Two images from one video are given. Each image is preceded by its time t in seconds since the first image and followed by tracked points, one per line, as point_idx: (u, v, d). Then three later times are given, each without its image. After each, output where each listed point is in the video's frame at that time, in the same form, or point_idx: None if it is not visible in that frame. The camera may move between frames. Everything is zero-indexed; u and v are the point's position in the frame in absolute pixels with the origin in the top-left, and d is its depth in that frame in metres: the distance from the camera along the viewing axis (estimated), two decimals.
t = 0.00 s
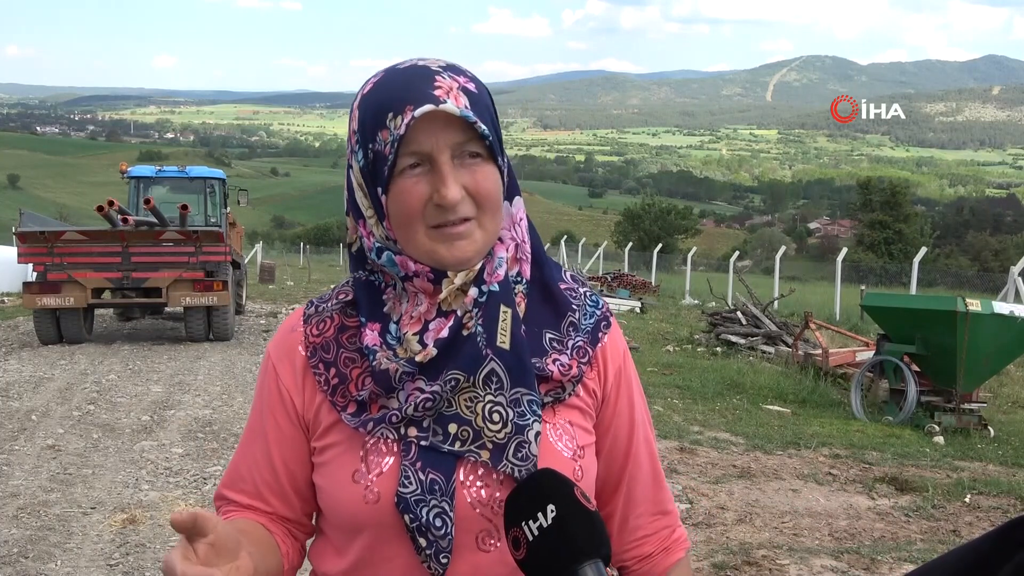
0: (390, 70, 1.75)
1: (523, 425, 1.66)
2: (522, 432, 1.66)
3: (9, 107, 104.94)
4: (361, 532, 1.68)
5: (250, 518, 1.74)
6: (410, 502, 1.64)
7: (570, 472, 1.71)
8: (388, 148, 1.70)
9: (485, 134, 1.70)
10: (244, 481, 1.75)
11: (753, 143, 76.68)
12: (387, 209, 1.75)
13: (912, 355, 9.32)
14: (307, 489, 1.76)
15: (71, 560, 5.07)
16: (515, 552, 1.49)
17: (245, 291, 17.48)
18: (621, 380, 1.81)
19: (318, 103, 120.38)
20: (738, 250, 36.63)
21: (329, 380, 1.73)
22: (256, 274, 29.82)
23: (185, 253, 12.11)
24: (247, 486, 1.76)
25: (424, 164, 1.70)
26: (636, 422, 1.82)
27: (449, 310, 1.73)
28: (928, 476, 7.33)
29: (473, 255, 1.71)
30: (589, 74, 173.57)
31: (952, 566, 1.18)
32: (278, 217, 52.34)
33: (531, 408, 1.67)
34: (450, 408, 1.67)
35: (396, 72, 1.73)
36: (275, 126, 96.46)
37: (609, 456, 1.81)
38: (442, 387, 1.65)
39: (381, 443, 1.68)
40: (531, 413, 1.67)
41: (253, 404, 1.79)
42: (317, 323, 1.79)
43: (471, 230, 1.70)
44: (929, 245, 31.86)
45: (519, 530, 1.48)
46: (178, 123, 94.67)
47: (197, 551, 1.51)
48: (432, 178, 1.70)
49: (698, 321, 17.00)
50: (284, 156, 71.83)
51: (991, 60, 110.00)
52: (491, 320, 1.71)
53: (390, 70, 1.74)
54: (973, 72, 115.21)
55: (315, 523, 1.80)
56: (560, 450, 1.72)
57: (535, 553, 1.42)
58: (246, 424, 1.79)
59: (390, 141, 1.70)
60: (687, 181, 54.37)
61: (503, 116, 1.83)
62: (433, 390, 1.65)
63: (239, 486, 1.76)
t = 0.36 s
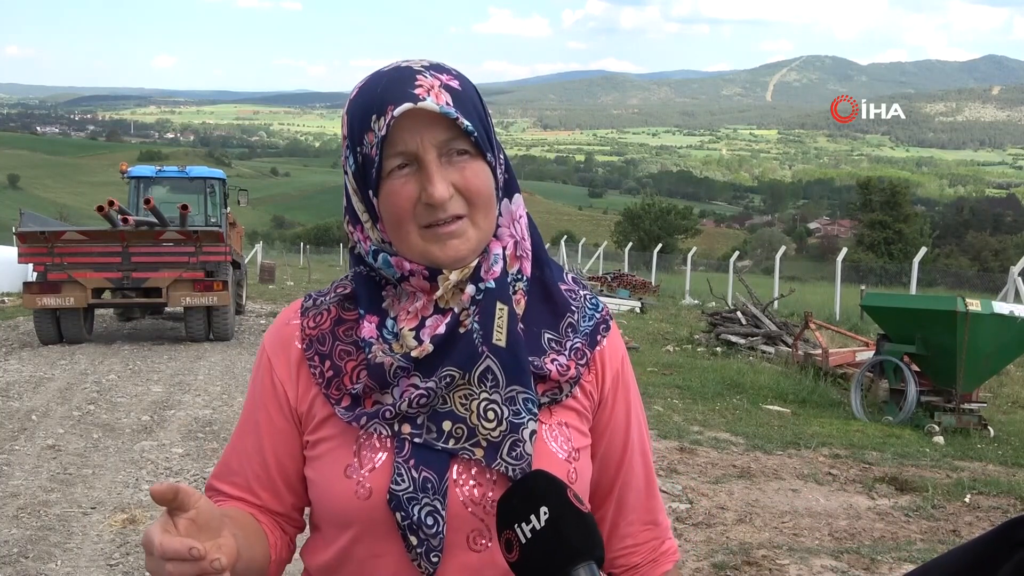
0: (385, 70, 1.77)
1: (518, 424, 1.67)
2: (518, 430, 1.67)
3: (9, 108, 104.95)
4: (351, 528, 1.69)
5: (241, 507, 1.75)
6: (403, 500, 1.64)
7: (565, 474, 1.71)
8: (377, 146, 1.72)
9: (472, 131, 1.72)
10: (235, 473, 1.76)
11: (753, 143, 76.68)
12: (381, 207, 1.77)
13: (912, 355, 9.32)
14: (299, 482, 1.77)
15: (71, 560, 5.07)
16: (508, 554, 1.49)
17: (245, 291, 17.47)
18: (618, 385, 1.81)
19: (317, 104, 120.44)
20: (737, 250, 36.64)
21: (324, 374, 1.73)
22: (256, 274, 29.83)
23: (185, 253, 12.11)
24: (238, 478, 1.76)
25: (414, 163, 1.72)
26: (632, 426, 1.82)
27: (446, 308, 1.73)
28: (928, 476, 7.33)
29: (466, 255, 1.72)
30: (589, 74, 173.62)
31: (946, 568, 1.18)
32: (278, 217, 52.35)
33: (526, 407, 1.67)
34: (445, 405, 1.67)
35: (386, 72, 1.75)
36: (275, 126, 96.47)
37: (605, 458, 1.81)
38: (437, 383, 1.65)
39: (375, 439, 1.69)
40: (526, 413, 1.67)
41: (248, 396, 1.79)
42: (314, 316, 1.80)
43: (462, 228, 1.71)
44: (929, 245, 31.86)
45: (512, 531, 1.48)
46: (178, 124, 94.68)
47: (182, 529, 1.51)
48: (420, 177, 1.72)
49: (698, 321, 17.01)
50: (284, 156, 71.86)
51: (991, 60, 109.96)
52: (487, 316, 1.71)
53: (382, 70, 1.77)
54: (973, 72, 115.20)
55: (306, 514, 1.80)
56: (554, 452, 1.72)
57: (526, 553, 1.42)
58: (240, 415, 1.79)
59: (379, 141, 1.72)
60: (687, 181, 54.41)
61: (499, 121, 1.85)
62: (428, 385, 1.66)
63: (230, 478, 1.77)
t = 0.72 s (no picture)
0: (383, 70, 1.77)
1: (523, 428, 1.67)
2: (522, 434, 1.66)
3: (9, 108, 105.07)
4: (354, 535, 1.69)
5: (246, 514, 1.74)
6: (407, 506, 1.64)
7: (569, 477, 1.71)
8: (374, 153, 1.73)
9: (472, 135, 1.72)
10: (240, 480, 1.75)
11: (753, 143, 76.69)
12: (380, 213, 1.77)
13: (912, 355, 9.32)
14: (304, 488, 1.77)
15: (71, 560, 5.07)
16: (504, 558, 1.49)
17: (245, 291, 17.48)
18: (625, 386, 1.81)
19: (317, 103, 120.43)
20: (738, 250, 36.64)
21: (327, 377, 1.73)
22: (256, 274, 29.85)
23: (185, 252, 12.12)
24: (243, 485, 1.75)
25: (412, 168, 1.72)
26: (638, 430, 1.82)
27: (450, 311, 1.74)
28: (928, 476, 7.33)
29: (466, 260, 1.72)
30: (588, 74, 173.64)
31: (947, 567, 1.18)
32: (278, 217, 52.34)
33: (531, 410, 1.67)
34: (450, 410, 1.68)
35: (381, 78, 1.76)
36: (275, 126, 96.43)
37: (611, 459, 1.81)
38: (441, 388, 1.66)
39: (379, 444, 1.68)
40: (531, 416, 1.67)
41: (251, 399, 1.79)
42: (316, 320, 1.80)
43: (464, 232, 1.71)
44: (929, 245, 31.87)
45: (509, 536, 1.48)
46: (178, 124, 94.67)
47: (180, 535, 1.51)
48: (418, 183, 1.71)
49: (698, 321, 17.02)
50: (284, 157, 71.90)
51: (992, 60, 109.93)
52: (491, 319, 1.71)
53: (380, 71, 1.76)
54: (973, 72, 115.13)
55: (312, 518, 1.80)
56: (559, 453, 1.72)
57: (526, 557, 1.43)
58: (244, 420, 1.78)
59: (375, 147, 1.73)
60: (687, 181, 54.44)
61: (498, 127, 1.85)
62: (431, 391, 1.66)
63: (234, 485, 1.76)
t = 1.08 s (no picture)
0: (385, 70, 1.77)
1: (543, 428, 1.67)
2: (542, 434, 1.67)
3: (9, 108, 105.15)
4: (376, 540, 1.69)
5: (263, 530, 1.72)
6: (433, 510, 1.65)
7: (588, 476, 1.72)
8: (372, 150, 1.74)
9: (466, 133, 1.71)
10: (256, 495, 1.73)
11: (753, 143, 76.71)
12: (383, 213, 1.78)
13: (912, 354, 9.32)
14: (321, 498, 1.76)
15: (71, 560, 5.07)
16: (507, 556, 1.50)
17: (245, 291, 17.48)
18: (636, 384, 1.83)
19: (317, 103, 120.46)
20: (737, 250, 36.64)
21: (342, 383, 1.72)
22: (256, 274, 29.87)
23: (185, 253, 12.12)
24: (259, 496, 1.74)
25: (407, 165, 1.73)
26: (650, 429, 1.84)
27: (460, 311, 1.75)
28: (928, 476, 7.33)
29: (467, 258, 1.72)
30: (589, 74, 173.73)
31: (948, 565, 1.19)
32: (278, 216, 52.37)
33: (549, 411, 1.68)
34: (469, 413, 1.68)
35: (370, 83, 1.76)
36: (275, 126, 96.47)
37: (623, 458, 1.83)
38: (460, 395, 1.66)
39: (399, 449, 1.68)
40: (550, 416, 1.68)
41: (262, 407, 1.77)
42: (329, 323, 1.79)
43: (463, 231, 1.72)
44: (929, 245, 31.87)
45: (512, 534, 1.49)
46: (178, 124, 94.72)
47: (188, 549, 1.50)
48: (418, 181, 1.71)
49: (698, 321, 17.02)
50: (284, 157, 71.95)
51: (992, 60, 109.95)
52: (504, 322, 1.72)
53: (380, 74, 1.76)
54: (973, 72, 115.05)
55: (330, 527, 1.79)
56: (579, 454, 1.73)
57: (539, 559, 1.43)
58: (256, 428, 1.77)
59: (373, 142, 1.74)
60: (687, 181, 54.47)
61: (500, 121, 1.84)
62: (450, 396, 1.66)
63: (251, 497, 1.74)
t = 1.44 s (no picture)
0: (403, 67, 1.77)
1: (564, 424, 1.68)
2: (564, 432, 1.69)
3: (9, 108, 105.22)
4: (401, 546, 1.69)
5: (283, 541, 1.71)
6: (461, 510, 1.65)
7: (610, 473, 1.74)
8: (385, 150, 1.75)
9: (485, 131, 1.72)
10: (273, 506, 1.72)
11: (753, 143, 76.70)
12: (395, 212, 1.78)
13: (912, 354, 9.32)
14: (336, 508, 1.75)
15: (71, 560, 5.07)
16: (513, 557, 1.50)
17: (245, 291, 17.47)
18: (643, 378, 1.85)
19: (317, 104, 120.52)
20: (737, 250, 36.64)
21: (359, 388, 1.72)
22: (256, 274, 29.90)
23: (185, 253, 12.12)
24: (276, 508, 1.72)
25: (424, 161, 1.73)
26: (657, 428, 1.87)
27: (474, 310, 1.75)
28: (928, 476, 7.33)
29: (485, 254, 1.72)
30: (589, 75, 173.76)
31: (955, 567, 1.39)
32: (278, 216, 52.36)
33: (570, 407, 1.70)
34: (490, 412, 1.69)
35: (384, 81, 1.76)
36: (275, 126, 96.46)
37: (635, 452, 1.85)
38: (482, 394, 1.66)
39: (422, 452, 1.68)
40: (571, 412, 1.70)
41: (275, 416, 1.76)
42: (341, 329, 1.77)
43: (480, 228, 1.71)
44: (929, 245, 31.87)
45: (517, 535, 1.49)
46: (178, 124, 94.74)
47: None
48: (439, 177, 1.72)
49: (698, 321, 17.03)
50: (284, 158, 71.97)
51: (992, 61, 109.91)
52: (523, 318, 1.72)
53: (396, 69, 1.76)
54: (973, 73, 115.00)
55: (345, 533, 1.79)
56: (598, 449, 1.75)
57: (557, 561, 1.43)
58: (267, 435, 1.76)
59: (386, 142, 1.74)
60: (687, 181, 54.48)
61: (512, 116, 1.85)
62: (472, 397, 1.67)
63: (269, 508, 1.73)
